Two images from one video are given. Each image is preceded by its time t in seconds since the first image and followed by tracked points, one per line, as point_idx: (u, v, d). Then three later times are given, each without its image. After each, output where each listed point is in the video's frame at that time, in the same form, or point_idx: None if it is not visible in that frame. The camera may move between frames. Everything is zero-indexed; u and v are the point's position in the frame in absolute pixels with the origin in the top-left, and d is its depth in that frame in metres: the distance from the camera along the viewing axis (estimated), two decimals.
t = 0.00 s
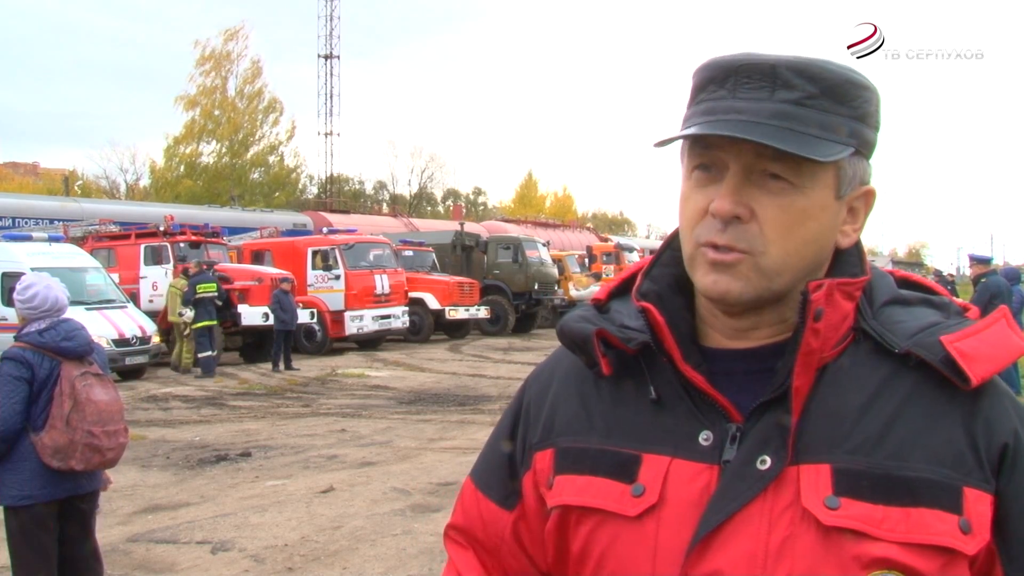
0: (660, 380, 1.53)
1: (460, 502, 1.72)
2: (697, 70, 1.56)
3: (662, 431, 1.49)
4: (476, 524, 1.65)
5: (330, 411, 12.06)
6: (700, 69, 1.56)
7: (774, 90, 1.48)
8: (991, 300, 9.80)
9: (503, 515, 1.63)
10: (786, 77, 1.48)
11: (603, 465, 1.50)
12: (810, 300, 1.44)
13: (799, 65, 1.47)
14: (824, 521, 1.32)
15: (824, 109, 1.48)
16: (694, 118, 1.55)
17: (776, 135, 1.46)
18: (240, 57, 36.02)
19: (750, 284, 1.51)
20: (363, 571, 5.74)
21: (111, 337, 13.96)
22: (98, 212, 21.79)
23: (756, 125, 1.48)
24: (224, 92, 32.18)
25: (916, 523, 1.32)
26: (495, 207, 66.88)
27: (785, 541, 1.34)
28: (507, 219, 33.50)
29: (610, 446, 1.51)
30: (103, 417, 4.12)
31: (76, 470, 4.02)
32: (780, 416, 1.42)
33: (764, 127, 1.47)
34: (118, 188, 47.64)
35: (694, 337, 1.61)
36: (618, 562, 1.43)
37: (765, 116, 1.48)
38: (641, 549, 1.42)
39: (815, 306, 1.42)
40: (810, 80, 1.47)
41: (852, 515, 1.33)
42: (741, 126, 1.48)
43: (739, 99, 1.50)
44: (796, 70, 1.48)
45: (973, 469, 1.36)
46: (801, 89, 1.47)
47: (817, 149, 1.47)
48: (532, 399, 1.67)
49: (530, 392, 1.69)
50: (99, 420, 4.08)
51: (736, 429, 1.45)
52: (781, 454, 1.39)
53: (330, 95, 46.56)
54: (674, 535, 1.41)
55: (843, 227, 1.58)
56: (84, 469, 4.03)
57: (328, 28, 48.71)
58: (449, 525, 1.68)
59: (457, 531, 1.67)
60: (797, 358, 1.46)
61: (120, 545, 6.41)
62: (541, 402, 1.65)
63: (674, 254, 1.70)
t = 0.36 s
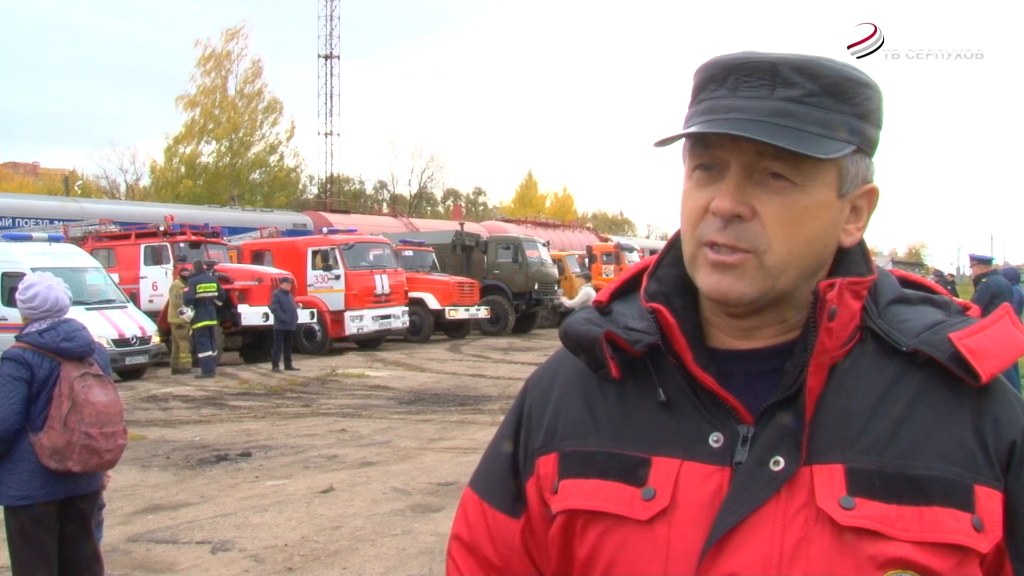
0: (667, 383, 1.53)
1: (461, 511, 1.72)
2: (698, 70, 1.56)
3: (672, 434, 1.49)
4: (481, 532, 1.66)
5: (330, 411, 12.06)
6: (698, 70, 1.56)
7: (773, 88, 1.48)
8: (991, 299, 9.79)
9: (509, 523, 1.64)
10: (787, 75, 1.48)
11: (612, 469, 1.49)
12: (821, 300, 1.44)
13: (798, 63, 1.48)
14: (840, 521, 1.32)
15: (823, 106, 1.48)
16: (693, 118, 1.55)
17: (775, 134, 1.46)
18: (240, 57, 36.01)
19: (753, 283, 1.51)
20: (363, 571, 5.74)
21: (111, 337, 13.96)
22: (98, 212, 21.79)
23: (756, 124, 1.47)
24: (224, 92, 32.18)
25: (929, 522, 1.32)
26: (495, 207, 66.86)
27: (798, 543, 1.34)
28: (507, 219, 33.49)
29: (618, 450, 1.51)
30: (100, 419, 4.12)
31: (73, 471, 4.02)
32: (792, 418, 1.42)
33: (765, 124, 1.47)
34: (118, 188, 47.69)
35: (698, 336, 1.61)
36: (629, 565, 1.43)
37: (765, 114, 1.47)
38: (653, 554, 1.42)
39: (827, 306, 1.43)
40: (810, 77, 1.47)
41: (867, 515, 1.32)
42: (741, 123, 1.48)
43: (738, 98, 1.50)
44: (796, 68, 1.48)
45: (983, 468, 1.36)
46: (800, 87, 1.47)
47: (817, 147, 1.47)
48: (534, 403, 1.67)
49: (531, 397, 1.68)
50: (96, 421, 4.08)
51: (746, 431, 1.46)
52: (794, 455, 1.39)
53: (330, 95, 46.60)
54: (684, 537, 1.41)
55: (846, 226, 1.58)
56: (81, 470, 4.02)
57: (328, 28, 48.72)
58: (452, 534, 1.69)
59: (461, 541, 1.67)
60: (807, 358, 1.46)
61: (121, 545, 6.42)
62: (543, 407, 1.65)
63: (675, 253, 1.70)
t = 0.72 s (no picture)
0: (669, 383, 1.51)
1: (466, 507, 1.70)
2: (698, 66, 1.54)
3: (675, 432, 1.46)
4: (485, 529, 1.64)
5: (330, 410, 12.03)
6: (697, 66, 1.54)
7: (773, 83, 1.46)
8: (992, 299, 9.76)
9: (514, 521, 1.61)
10: (786, 69, 1.46)
11: (614, 468, 1.47)
12: (821, 297, 1.41)
13: (799, 57, 1.45)
14: (841, 522, 1.30)
15: (824, 101, 1.45)
16: (694, 113, 1.53)
17: (775, 128, 1.44)
18: (240, 57, 36.02)
19: (752, 280, 1.48)
20: (363, 571, 5.72)
21: (111, 337, 13.94)
22: (98, 212, 21.77)
23: (754, 118, 1.45)
24: (225, 92, 32.18)
25: (932, 523, 1.29)
26: (495, 207, 66.81)
27: (799, 544, 1.32)
28: (507, 219, 33.46)
29: (620, 449, 1.49)
30: (98, 419, 4.10)
31: (70, 471, 3.99)
32: (793, 418, 1.40)
33: (763, 119, 1.44)
34: (117, 188, 47.63)
35: (699, 335, 1.58)
36: (629, 565, 1.41)
37: (764, 108, 1.45)
38: (653, 554, 1.39)
39: (827, 304, 1.40)
40: (811, 72, 1.45)
41: (869, 516, 1.30)
42: (740, 118, 1.46)
43: (738, 94, 1.48)
44: (796, 62, 1.45)
45: (988, 468, 1.33)
46: (800, 81, 1.45)
47: (817, 142, 1.45)
48: (538, 403, 1.65)
49: (536, 395, 1.66)
50: (94, 421, 4.06)
51: (747, 431, 1.43)
52: (796, 455, 1.37)
53: (330, 95, 46.64)
54: (685, 537, 1.38)
55: (848, 223, 1.56)
56: (79, 471, 3.99)
57: (328, 28, 48.71)
58: (457, 529, 1.67)
59: (466, 536, 1.65)
60: (810, 357, 1.43)
61: (120, 545, 6.39)
62: (547, 406, 1.63)
63: (679, 251, 1.68)
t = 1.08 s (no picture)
0: (674, 385, 1.50)
1: (457, 507, 1.68)
2: (705, 62, 1.52)
3: (681, 436, 1.45)
4: (480, 532, 1.61)
5: (330, 410, 12.02)
6: (705, 62, 1.53)
7: (784, 80, 1.44)
8: (993, 299, 9.74)
9: (509, 526, 1.60)
10: (797, 65, 1.44)
11: (620, 473, 1.45)
12: (832, 300, 1.40)
13: (808, 53, 1.44)
14: (853, 527, 1.28)
15: (835, 98, 1.44)
16: (701, 111, 1.51)
17: (786, 126, 1.42)
18: (240, 57, 36.00)
19: (764, 282, 1.47)
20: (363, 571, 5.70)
21: (111, 337, 13.92)
22: (98, 212, 21.75)
23: (766, 116, 1.44)
24: (225, 92, 32.17)
25: (945, 528, 1.28)
26: (495, 207, 66.77)
27: (811, 550, 1.30)
28: (507, 219, 33.44)
29: (624, 452, 1.47)
30: (98, 420, 4.10)
31: (69, 472, 3.97)
32: (803, 420, 1.38)
33: (774, 116, 1.43)
34: (117, 187, 47.59)
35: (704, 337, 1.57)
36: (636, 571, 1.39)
37: (776, 105, 1.44)
38: (662, 560, 1.38)
39: (839, 309, 1.39)
40: (821, 69, 1.43)
41: (882, 521, 1.29)
42: (752, 115, 1.44)
43: (747, 90, 1.46)
44: (807, 59, 1.44)
45: (1000, 472, 1.32)
46: (810, 79, 1.43)
47: (828, 141, 1.44)
48: (539, 405, 1.63)
49: (535, 398, 1.65)
50: (93, 422, 4.05)
51: (757, 435, 1.42)
52: (806, 460, 1.35)
53: (330, 95, 46.67)
54: (695, 544, 1.37)
55: (856, 223, 1.54)
56: (78, 472, 3.98)
57: (328, 28, 48.70)
58: (445, 532, 1.65)
59: (454, 539, 1.63)
60: (819, 360, 1.42)
61: (120, 545, 6.38)
62: (548, 408, 1.61)
63: (684, 251, 1.66)
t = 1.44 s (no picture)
0: (670, 387, 1.50)
1: (472, 520, 1.68)
2: (701, 61, 1.52)
3: (677, 437, 1.45)
4: (494, 540, 1.62)
5: (330, 410, 12.01)
6: (700, 61, 1.52)
7: (779, 78, 1.44)
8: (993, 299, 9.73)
9: (522, 534, 1.60)
10: (792, 65, 1.44)
11: (617, 476, 1.45)
12: (825, 302, 1.40)
13: (804, 52, 1.44)
14: (849, 528, 1.28)
15: (829, 97, 1.44)
16: (695, 110, 1.51)
17: (782, 125, 1.42)
18: (240, 57, 36.04)
19: (758, 281, 1.47)
20: (363, 571, 5.70)
21: (111, 337, 13.92)
22: (99, 212, 21.75)
23: (759, 115, 1.44)
24: (225, 92, 32.18)
25: (941, 528, 1.27)
26: (495, 208, 66.72)
27: (807, 551, 1.30)
28: (507, 219, 33.42)
29: (622, 455, 1.47)
30: (101, 420, 4.09)
31: (72, 472, 3.97)
32: (798, 421, 1.39)
33: (769, 116, 1.43)
34: (117, 188, 47.57)
35: (699, 337, 1.57)
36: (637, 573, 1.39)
37: (770, 104, 1.44)
38: (658, 562, 1.38)
39: (832, 307, 1.39)
40: (817, 68, 1.43)
41: (876, 522, 1.28)
42: (746, 115, 1.44)
43: (742, 88, 1.46)
44: (801, 58, 1.44)
45: (996, 472, 1.32)
46: (806, 78, 1.43)
47: (822, 140, 1.43)
48: (538, 411, 1.63)
49: (535, 404, 1.65)
50: (96, 422, 4.05)
51: (753, 436, 1.42)
52: (802, 462, 1.35)
53: (330, 95, 46.75)
54: (690, 547, 1.37)
55: (851, 221, 1.54)
56: (81, 472, 3.98)
57: (329, 28, 48.79)
58: (467, 544, 1.66)
59: (474, 549, 1.64)
60: (814, 360, 1.42)
61: (120, 545, 6.37)
62: (549, 415, 1.61)
63: (679, 251, 1.66)
